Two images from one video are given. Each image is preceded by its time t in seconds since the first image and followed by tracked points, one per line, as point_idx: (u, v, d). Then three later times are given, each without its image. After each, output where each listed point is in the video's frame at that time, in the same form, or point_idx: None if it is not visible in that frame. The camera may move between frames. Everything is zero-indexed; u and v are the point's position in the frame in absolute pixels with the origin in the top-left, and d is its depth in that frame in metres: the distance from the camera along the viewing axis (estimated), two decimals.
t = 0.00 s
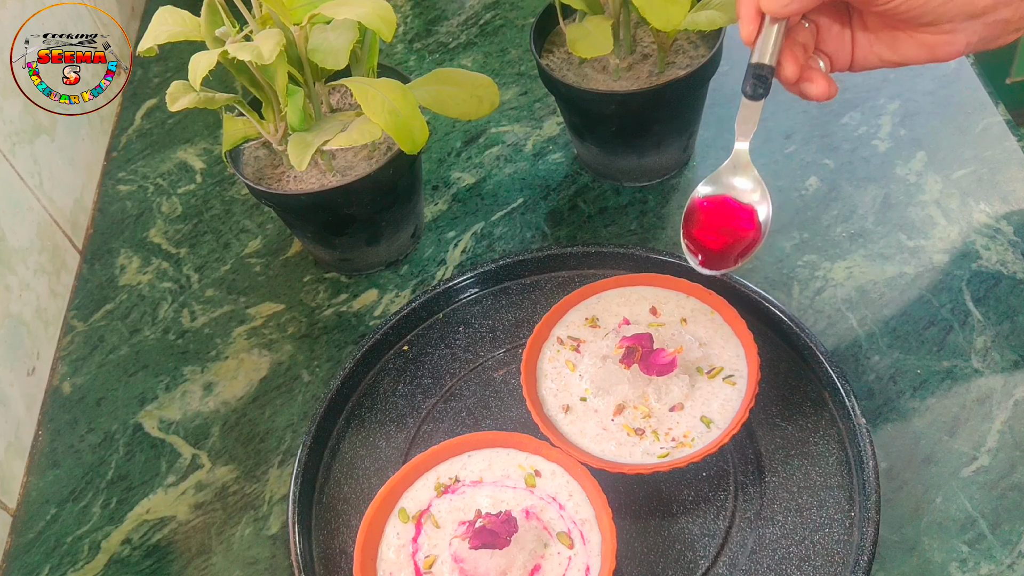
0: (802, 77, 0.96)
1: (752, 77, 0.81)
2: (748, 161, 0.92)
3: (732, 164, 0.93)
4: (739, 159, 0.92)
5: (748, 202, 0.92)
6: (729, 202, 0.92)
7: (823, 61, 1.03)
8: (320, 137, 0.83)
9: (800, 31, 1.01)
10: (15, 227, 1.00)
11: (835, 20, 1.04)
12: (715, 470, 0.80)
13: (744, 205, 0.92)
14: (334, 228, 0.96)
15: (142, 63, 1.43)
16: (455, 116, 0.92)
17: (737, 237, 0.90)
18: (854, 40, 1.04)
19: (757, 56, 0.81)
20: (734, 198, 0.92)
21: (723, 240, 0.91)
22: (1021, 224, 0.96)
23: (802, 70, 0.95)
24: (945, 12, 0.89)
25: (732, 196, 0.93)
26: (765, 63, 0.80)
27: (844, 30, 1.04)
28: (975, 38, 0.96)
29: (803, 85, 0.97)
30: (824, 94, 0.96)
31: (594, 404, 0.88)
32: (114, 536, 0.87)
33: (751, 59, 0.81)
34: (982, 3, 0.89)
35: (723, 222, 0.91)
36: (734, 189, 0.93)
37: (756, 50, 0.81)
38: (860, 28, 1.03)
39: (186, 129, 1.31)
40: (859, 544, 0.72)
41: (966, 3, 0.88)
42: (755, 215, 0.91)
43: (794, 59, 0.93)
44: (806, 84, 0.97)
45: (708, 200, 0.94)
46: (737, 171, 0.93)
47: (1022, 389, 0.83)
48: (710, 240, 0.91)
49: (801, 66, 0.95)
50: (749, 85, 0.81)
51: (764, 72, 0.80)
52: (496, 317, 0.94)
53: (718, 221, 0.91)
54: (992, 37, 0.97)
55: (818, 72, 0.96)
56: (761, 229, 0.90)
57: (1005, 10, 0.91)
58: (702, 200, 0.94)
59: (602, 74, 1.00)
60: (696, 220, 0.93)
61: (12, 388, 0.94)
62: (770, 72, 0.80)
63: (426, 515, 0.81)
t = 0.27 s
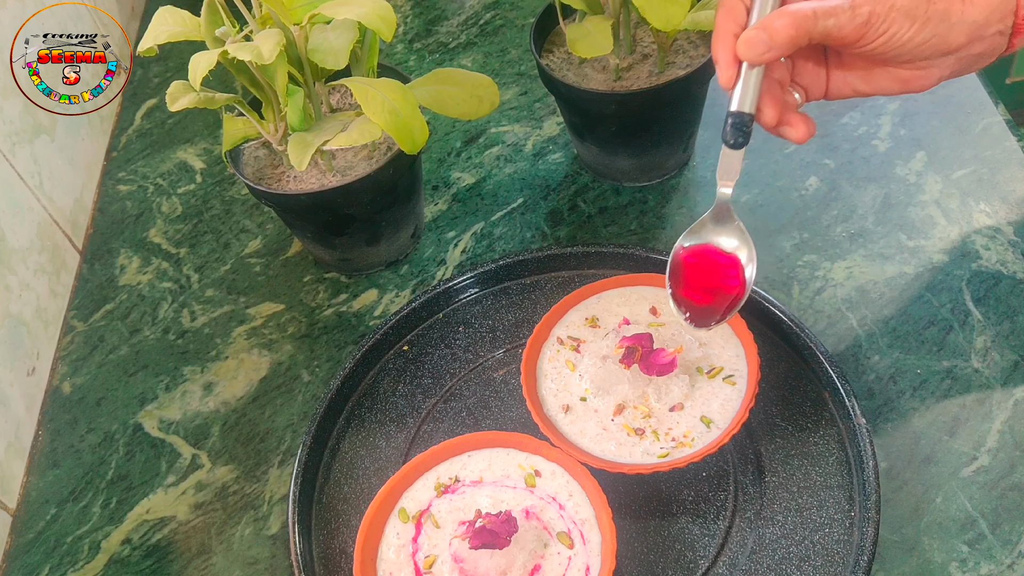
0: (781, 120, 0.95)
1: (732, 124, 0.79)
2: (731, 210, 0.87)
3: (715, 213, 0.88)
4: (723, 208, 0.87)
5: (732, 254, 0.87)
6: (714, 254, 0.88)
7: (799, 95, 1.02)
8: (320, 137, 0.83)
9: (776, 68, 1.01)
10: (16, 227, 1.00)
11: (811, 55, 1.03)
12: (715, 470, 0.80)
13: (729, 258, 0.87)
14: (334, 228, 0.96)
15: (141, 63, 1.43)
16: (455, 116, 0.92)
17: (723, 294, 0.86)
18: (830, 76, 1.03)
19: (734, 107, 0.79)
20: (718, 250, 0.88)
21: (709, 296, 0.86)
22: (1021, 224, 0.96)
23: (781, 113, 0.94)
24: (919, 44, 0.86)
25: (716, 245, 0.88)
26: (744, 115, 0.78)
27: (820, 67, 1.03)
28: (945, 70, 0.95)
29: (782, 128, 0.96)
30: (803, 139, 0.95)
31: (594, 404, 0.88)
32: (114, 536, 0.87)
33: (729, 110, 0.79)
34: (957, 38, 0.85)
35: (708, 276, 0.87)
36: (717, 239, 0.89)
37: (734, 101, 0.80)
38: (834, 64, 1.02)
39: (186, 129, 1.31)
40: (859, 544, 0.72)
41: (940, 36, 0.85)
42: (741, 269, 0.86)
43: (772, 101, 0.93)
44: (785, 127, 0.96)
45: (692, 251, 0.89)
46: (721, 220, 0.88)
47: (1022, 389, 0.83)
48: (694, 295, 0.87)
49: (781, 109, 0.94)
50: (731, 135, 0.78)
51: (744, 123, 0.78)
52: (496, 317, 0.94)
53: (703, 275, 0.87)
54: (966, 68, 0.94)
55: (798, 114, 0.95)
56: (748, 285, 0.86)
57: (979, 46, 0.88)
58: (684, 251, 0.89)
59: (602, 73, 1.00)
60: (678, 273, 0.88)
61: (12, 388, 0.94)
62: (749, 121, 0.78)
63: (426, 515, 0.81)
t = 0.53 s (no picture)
0: (734, 140, 0.94)
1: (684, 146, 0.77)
2: (684, 233, 0.86)
3: (666, 235, 0.86)
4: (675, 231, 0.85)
5: (684, 278, 0.86)
6: (665, 278, 0.86)
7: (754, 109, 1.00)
8: (320, 137, 0.83)
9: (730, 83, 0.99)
10: (16, 227, 1.00)
11: (766, 70, 1.00)
12: (715, 470, 0.80)
13: (680, 282, 0.86)
14: (334, 228, 0.96)
15: (141, 63, 1.43)
16: (455, 116, 0.92)
17: (673, 320, 0.85)
18: (785, 92, 1.00)
19: (686, 127, 0.78)
20: (670, 273, 0.86)
21: (659, 323, 0.85)
22: (1021, 224, 0.96)
23: (734, 133, 0.93)
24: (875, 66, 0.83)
25: (668, 267, 0.87)
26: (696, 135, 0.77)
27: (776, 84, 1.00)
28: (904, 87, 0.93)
29: (736, 146, 0.95)
30: (756, 159, 0.94)
31: (594, 404, 0.88)
32: (114, 536, 0.87)
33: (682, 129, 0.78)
34: (914, 58, 0.83)
35: (659, 302, 0.85)
36: (668, 261, 0.87)
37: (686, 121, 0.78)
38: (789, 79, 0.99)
39: (187, 129, 1.31)
40: (859, 544, 0.72)
41: (898, 56, 0.82)
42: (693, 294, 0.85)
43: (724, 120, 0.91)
44: (738, 146, 0.95)
45: (643, 274, 0.87)
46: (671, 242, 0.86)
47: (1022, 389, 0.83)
48: (645, 321, 0.86)
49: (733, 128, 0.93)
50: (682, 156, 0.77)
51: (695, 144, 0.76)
52: (496, 317, 0.94)
53: (654, 300, 0.86)
54: (920, 84, 0.92)
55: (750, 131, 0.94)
56: (699, 310, 0.85)
57: (936, 65, 0.86)
58: (635, 273, 0.87)
59: (602, 73, 1.00)
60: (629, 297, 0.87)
61: (12, 388, 0.94)
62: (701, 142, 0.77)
63: (426, 515, 0.81)
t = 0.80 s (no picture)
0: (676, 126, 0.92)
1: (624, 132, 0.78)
2: (620, 218, 0.87)
3: (604, 220, 0.87)
4: (612, 217, 0.86)
5: (619, 264, 0.87)
6: (601, 263, 0.88)
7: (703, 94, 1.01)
8: (320, 137, 0.83)
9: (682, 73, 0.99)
10: (16, 227, 1.00)
11: (716, 60, 1.01)
12: (715, 470, 0.81)
13: (616, 268, 0.87)
14: (334, 228, 0.96)
15: (141, 63, 1.43)
16: (455, 116, 0.92)
17: (606, 308, 0.87)
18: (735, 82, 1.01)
19: (628, 114, 0.79)
20: (607, 259, 0.88)
21: (594, 310, 0.87)
22: (1020, 224, 0.96)
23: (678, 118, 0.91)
24: (823, 59, 0.81)
25: (605, 252, 0.88)
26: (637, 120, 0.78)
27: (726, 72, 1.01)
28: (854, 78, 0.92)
29: (678, 134, 0.93)
30: (698, 147, 0.92)
31: (594, 404, 0.88)
32: (114, 536, 0.87)
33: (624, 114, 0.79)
34: (862, 51, 0.81)
35: (594, 288, 0.87)
36: (605, 246, 0.88)
37: (629, 106, 0.80)
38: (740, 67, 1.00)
39: (187, 129, 1.31)
40: (859, 544, 0.72)
41: (844, 49, 0.80)
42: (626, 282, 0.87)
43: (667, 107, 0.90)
44: (680, 134, 0.93)
45: (580, 259, 0.88)
46: (609, 227, 0.87)
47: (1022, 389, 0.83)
48: (580, 306, 0.88)
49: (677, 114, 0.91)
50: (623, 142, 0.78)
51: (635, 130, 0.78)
52: (496, 317, 0.94)
53: (590, 286, 0.87)
54: (870, 77, 0.91)
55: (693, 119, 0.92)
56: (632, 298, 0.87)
57: (887, 58, 0.84)
58: (572, 258, 0.89)
59: (602, 73, 1.00)
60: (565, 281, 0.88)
61: (12, 388, 0.94)
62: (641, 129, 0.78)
63: (426, 515, 0.81)
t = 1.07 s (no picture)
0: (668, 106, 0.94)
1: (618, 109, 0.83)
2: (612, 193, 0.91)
3: (598, 195, 0.91)
4: (606, 191, 0.90)
5: (611, 238, 0.90)
6: (594, 237, 0.91)
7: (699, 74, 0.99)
8: (320, 137, 0.83)
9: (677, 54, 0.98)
10: (15, 227, 1.00)
11: (710, 42, 1.01)
12: (716, 470, 0.81)
13: (609, 241, 0.90)
14: (334, 228, 0.96)
15: (141, 63, 1.43)
16: (455, 116, 0.92)
17: (599, 276, 0.88)
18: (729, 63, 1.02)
19: (622, 93, 0.83)
20: (599, 233, 0.91)
21: (586, 278, 0.88)
22: (1020, 224, 0.96)
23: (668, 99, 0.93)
24: (810, 41, 0.85)
25: (599, 228, 0.91)
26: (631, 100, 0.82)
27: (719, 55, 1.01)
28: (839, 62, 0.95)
29: (669, 113, 0.94)
30: (689, 126, 0.94)
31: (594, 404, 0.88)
32: (114, 536, 0.87)
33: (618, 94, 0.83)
34: (849, 34, 0.84)
35: (587, 258, 0.89)
36: (598, 222, 0.92)
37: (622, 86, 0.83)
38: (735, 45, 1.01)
39: (187, 129, 1.30)
40: (859, 544, 0.72)
41: (831, 32, 0.83)
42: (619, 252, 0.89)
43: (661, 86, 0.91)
44: (671, 113, 0.94)
45: (574, 234, 0.91)
46: (602, 204, 0.91)
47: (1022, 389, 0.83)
48: (573, 276, 0.89)
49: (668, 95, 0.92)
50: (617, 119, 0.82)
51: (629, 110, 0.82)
52: (496, 317, 0.94)
53: (583, 256, 0.89)
54: (857, 60, 0.95)
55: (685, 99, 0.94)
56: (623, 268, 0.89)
57: (874, 41, 0.87)
58: (567, 232, 0.92)
59: (603, 73, 1.00)
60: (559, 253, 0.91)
61: (12, 388, 0.94)
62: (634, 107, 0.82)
63: (427, 515, 0.81)
